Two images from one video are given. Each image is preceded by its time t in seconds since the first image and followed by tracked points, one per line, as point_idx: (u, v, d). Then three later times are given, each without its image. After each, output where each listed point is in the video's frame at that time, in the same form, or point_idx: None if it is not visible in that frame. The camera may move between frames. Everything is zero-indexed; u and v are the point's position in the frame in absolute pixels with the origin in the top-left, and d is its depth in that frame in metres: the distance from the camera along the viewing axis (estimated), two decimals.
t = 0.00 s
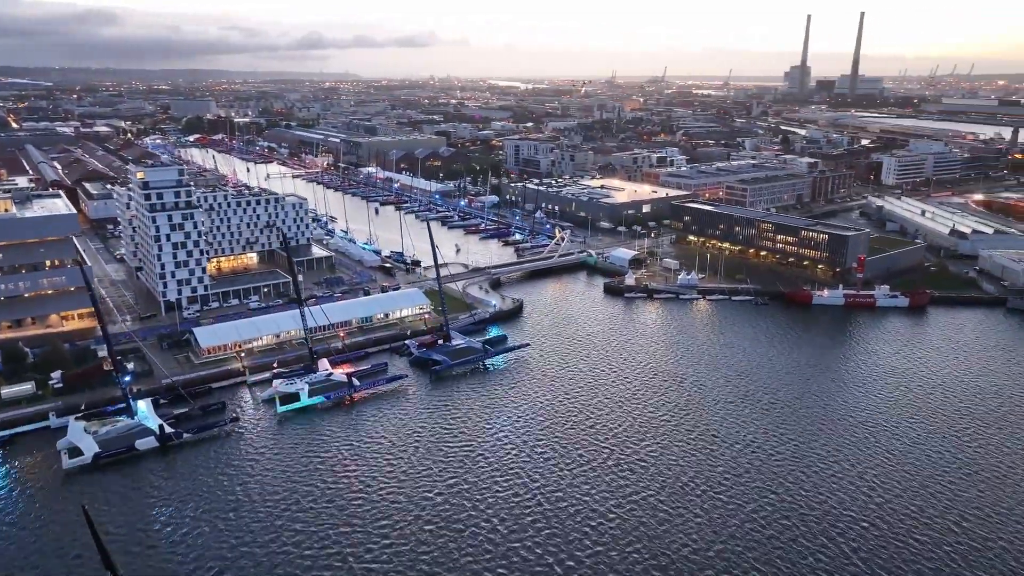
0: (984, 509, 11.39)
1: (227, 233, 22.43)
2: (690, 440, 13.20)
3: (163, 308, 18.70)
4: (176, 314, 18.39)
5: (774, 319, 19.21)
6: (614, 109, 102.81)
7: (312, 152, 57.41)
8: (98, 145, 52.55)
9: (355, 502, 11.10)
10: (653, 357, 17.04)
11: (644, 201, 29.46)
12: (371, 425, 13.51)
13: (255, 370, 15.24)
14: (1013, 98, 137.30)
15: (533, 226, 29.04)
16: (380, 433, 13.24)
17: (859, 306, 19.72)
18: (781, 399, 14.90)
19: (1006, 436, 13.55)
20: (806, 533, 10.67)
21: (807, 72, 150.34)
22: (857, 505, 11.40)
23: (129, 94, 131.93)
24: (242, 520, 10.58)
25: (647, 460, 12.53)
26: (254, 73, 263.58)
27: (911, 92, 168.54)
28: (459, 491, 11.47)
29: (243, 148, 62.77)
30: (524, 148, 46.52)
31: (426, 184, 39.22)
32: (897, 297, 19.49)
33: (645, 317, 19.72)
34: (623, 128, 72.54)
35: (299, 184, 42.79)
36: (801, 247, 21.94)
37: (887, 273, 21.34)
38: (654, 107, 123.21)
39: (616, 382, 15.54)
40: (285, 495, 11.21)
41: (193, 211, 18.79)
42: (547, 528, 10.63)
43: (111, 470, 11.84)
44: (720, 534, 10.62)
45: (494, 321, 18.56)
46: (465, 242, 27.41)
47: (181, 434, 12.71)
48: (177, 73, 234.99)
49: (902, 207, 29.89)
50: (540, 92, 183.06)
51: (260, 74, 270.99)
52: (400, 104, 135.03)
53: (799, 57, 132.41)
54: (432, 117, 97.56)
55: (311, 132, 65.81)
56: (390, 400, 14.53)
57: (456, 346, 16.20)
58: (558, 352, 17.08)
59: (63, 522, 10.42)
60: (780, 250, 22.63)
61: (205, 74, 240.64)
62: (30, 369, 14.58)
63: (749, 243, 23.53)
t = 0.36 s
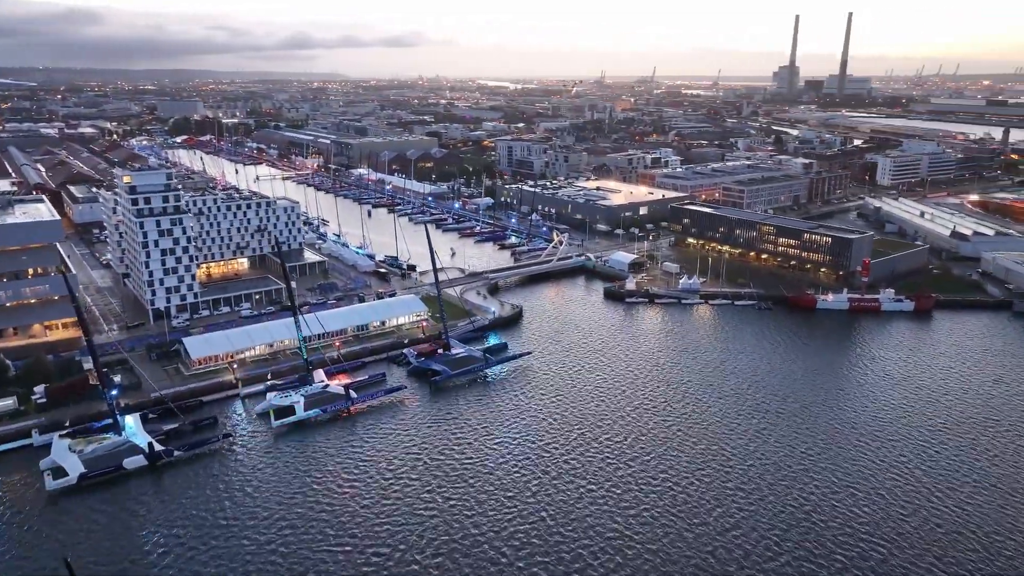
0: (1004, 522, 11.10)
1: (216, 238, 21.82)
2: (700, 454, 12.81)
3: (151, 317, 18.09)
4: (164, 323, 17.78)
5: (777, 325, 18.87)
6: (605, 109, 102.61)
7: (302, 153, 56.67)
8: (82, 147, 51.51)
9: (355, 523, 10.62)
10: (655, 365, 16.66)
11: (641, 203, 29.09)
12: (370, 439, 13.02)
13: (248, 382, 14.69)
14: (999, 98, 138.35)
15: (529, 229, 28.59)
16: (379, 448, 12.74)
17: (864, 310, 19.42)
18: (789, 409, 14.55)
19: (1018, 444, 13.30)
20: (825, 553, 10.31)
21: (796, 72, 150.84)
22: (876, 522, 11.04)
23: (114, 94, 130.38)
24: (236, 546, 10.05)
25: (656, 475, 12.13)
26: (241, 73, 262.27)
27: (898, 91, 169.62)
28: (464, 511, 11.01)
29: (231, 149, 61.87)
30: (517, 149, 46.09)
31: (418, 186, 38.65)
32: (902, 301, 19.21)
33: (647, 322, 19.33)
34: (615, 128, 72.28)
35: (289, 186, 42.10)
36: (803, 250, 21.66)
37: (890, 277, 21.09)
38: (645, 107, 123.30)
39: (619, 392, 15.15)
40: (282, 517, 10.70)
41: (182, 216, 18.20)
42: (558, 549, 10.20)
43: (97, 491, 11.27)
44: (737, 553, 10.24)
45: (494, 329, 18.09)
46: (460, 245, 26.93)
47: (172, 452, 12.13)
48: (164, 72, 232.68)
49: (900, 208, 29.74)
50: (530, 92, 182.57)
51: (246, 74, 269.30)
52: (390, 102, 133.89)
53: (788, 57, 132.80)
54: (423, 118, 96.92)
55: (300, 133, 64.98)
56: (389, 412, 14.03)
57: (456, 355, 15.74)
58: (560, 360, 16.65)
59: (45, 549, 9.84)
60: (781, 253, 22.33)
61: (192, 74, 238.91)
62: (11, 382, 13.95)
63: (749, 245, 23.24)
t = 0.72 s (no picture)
0: None
1: (205, 243, 21.21)
2: (710, 469, 12.33)
3: (138, 326, 17.49)
4: (152, 333, 17.17)
5: (781, 331, 18.47)
6: (596, 110, 102.39)
7: (292, 154, 55.94)
8: (67, 149, 50.50)
9: (355, 547, 10.11)
10: (657, 372, 16.19)
11: (638, 205, 28.71)
12: (368, 455, 12.52)
13: (240, 396, 14.13)
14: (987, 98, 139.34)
15: (525, 232, 28.12)
16: (375, 465, 12.20)
17: (869, 315, 19.09)
18: (798, 419, 14.09)
19: None
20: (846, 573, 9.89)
21: (785, 72, 151.25)
22: (898, 541, 10.60)
23: (100, 95, 128.67)
24: (229, 573, 9.52)
25: (666, 492, 11.63)
26: (229, 73, 260.40)
27: (887, 91, 170.57)
28: (467, 532, 10.50)
29: (220, 151, 60.98)
30: (510, 150, 45.65)
31: (411, 188, 38.10)
32: (908, 306, 18.90)
33: (648, 328, 18.90)
34: (607, 128, 71.98)
35: (279, 188, 41.42)
36: (806, 253, 21.32)
37: (894, 280, 20.80)
38: (637, 107, 123.28)
39: (621, 402, 14.66)
40: (279, 540, 10.19)
41: (171, 222, 17.61)
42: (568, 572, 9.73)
43: (81, 515, 10.71)
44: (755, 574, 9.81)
45: (493, 337, 17.61)
46: (455, 249, 26.44)
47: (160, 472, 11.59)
48: (150, 72, 230.43)
49: (899, 210, 29.54)
50: (521, 92, 182.07)
51: (234, 74, 267.39)
52: (380, 102, 133.11)
53: (779, 57, 133.13)
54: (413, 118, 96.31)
55: (290, 133, 64.15)
56: (387, 425, 13.54)
57: (455, 365, 15.24)
58: (562, 369, 16.20)
59: None
60: (784, 257, 22.00)
61: (179, 74, 236.85)
62: None
63: (750, 249, 22.89)
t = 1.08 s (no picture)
0: None
1: (193, 249, 20.57)
2: (721, 485, 11.83)
3: (122, 336, 16.84)
4: (137, 343, 16.53)
5: (783, 337, 18.04)
6: (588, 111, 102.15)
7: (281, 156, 55.18)
8: (50, 151, 49.47)
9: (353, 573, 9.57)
10: (658, 381, 15.71)
11: (634, 207, 28.29)
12: (365, 472, 11.98)
13: (229, 410, 13.54)
14: (974, 97, 140.41)
15: (521, 235, 27.62)
16: (370, 484, 11.65)
17: (874, 320, 18.74)
18: (809, 431, 13.61)
19: None
20: None
21: (775, 73, 151.69)
22: (923, 562, 10.12)
23: (85, 95, 126.97)
24: None
25: (674, 509, 11.14)
26: (216, 73, 258.39)
27: (875, 91, 171.55)
28: (469, 557, 9.96)
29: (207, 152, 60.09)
30: (503, 151, 45.14)
31: (403, 190, 37.52)
32: (914, 311, 18.56)
33: (649, 335, 18.45)
34: (600, 129, 71.64)
35: (268, 191, 40.72)
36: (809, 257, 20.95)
37: (897, 284, 20.48)
38: (627, 107, 123.45)
39: (624, 413, 14.15)
40: (273, 567, 9.65)
41: (156, 228, 16.99)
42: None
43: (62, 541, 10.12)
44: None
45: (491, 346, 17.10)
46: (449, 253, 25.92)
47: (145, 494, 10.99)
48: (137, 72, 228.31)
49: (897, 212, 29.30)
50: (511, 92, 181.58)
51: (222, 74, 265.51)
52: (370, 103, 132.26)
53: (768, 58, 133.46)
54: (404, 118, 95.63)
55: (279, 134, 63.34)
56: (384, 440, 13.01)
57: (453, 376, 14.74)
58: (562, 378, 15.69)
59: None
60: (785, 260, 21.64)
61: (166, 74, 234.70)
62: None
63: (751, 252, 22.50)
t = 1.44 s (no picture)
0: None
1: (179, 255, 19.94)
2: (729, 503, 11.39)
3: (107, 348, 16.20)
4: (121, 355, 15.89)
5: (787, 344, 17.61)
6: (581, 112, 101.85)
7: (272, 157, 54.42)
8: (35, 152, 48.56)
9: None
10: (658, 391, 15.27)
11: (632, 209, 27.84)
12: (361, 492, 11.42)
13: (217, 425, 12.94)
14: (964, 97, 141.15)
15: (517, 239, 27.11)
16: (365, 504, 11.08)
17: (880, 326, 18.33)
18: (820, 444, 13.17)
19: None
20: None
21: (766, 73, 151.92)
22: None
23: (72, 96, 125.47)
24: None
25: (682, 530, 10.69)
26: (205, 74, 256.74)
27: (866, 91, 172.25)
28: None
29: (197, 153, 59.25)
30: (497, 152, 44.60)
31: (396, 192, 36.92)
32: (920, 317, 18.16)
33: (650, 342, 17.97)
34: (593, 130, 71.20)
35: (258, 193, 40.03)
36: (812, 261, 20.55)
37: (902, 289, 20.11)
38: (621, 106, 123.24)
39: (624, 425, 13.70)
40: None
41: (141, 235, 16.35)
42: None
43: (39, 571, 9.52)
44: None
45: (489, 356, 16.56)
46: (444, 257, 25.37)
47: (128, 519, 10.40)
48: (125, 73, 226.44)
49: (897, 214, 28.98)
50: (502, 93, 181.04)
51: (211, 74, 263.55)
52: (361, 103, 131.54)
53: (760, 58, 133.70)
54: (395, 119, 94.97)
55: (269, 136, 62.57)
56: (379, 456, 12.45)
57: (450, 389, 14.20)
58: (562, 388, 15.20)
59: None
60: (788, 265, 21.25)
61: (154, 74, 232.74)
62: None
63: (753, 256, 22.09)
